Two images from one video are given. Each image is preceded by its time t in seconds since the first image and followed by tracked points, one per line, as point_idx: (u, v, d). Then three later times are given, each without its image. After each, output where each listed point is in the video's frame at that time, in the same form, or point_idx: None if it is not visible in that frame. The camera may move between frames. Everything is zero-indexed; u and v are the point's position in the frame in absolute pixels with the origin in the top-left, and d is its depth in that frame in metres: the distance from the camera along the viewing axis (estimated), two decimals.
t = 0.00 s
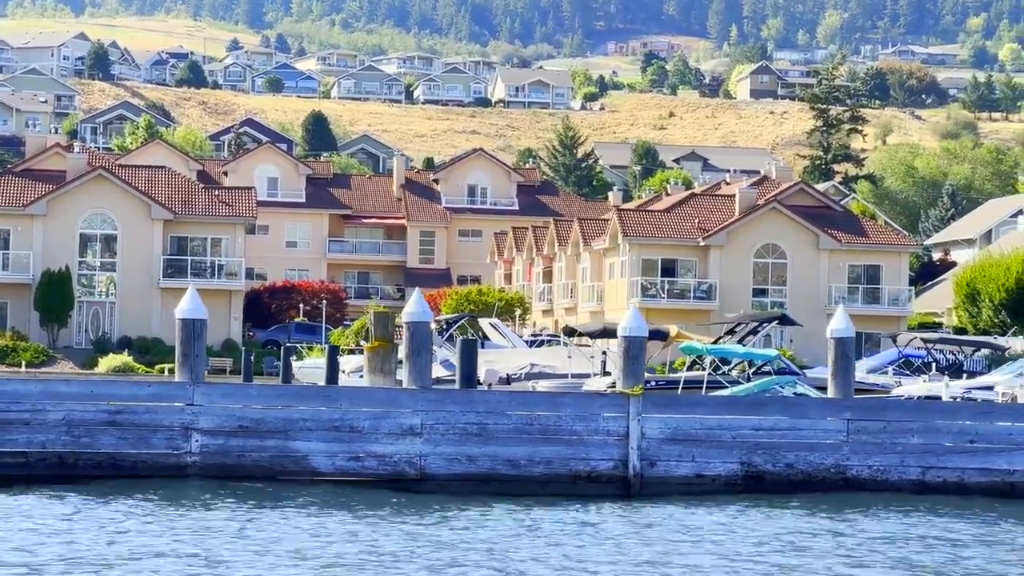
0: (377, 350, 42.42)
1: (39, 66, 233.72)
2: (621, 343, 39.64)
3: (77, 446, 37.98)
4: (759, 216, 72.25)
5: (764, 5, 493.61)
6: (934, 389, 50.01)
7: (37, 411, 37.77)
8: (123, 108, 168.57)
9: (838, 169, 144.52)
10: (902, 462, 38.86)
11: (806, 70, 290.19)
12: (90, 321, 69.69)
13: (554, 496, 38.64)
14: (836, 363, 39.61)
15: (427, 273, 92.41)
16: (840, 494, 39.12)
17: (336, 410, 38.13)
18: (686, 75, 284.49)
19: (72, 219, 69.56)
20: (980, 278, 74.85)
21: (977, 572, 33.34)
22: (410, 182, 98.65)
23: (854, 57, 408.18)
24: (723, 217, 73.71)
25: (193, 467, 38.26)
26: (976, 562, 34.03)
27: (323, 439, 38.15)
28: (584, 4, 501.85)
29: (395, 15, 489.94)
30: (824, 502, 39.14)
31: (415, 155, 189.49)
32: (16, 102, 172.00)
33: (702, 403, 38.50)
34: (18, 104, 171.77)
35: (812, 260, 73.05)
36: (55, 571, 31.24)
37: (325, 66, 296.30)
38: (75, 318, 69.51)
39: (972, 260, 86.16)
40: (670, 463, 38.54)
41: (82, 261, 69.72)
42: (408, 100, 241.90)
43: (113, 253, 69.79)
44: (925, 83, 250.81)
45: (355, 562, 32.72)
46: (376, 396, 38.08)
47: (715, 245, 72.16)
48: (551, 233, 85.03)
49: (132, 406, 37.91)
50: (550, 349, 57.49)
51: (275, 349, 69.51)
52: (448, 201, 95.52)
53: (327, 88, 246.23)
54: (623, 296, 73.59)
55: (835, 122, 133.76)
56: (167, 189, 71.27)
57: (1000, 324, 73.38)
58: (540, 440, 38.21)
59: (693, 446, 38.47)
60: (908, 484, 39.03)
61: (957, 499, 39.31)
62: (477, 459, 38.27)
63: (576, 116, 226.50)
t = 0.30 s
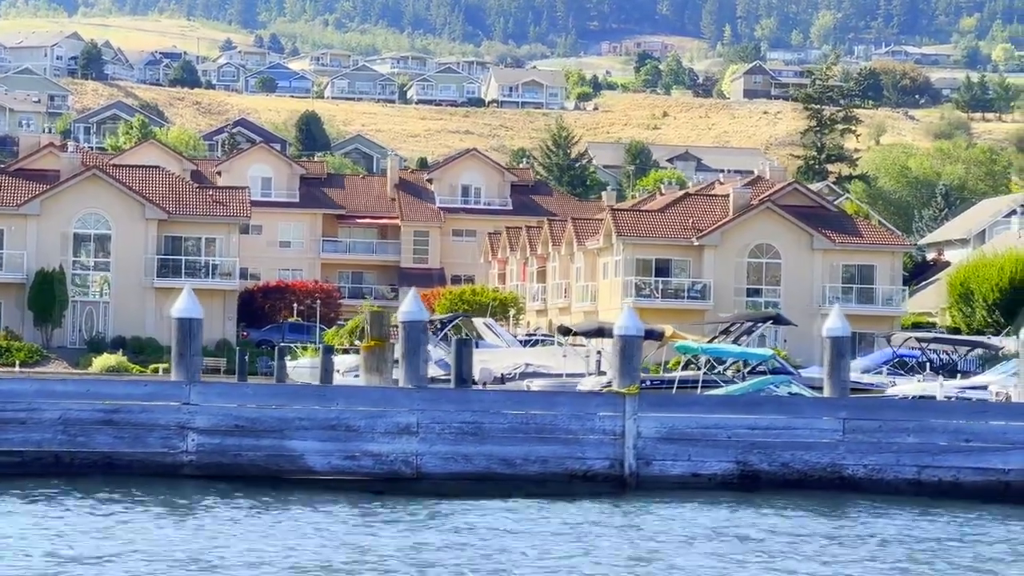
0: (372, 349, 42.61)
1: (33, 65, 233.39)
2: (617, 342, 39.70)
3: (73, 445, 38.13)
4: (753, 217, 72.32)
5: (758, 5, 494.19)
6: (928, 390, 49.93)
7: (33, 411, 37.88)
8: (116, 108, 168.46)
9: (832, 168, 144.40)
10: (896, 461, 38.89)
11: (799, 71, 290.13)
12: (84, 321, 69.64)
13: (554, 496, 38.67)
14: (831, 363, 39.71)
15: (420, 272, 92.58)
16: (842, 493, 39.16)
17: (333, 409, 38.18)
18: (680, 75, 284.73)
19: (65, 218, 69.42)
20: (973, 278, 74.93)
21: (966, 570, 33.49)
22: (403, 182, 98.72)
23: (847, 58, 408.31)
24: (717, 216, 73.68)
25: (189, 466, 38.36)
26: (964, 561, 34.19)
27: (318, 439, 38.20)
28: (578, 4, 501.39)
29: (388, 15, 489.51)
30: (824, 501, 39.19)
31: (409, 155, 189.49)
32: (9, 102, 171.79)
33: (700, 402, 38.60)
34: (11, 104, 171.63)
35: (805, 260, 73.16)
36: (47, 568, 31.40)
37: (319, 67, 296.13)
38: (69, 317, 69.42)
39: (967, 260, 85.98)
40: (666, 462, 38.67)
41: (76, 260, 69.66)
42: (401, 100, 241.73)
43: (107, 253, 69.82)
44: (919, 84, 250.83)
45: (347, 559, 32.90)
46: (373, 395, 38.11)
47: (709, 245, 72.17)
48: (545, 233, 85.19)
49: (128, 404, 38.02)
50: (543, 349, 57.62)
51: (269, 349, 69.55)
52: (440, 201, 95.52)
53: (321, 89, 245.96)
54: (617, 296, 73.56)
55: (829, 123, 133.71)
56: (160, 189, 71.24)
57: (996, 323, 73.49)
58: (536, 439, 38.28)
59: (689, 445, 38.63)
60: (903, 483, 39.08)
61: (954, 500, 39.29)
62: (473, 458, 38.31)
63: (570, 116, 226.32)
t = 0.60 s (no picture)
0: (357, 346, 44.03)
1: (9, 63, 232.82)
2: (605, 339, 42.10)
3: (58, 443, 40.63)
4: (731, 216, 72.42)
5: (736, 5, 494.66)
6: (908, 387, 50.66)
7: (18, 408, 40.43)
8: (94, 106, 168.45)
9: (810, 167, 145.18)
10: (880, 458, 41.03)
11: (777, 70, 290.64)
12: (63, 320, 69.34)
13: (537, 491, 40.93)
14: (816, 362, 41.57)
15: (402, 273, 92.69)
16: (819, 491, 41.30)
17: (318, 407, 40.75)
18: (658, 75, 285.17)
19: (44, 217, 69.24)
20: (952, 278, 75.01)
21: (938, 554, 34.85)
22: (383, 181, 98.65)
23: (825, 57, 409.02)
24: (696, 215, 73.81)
25: (173, 463, 40.86)
26: (936, 546, 35.59)
27: (304, 436, 40.80)
28: (555, 4, 500.74)
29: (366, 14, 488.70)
30: (799, 498, 41.33)
31: (387, 154, 189.87)
32: None
33: (686, 401, 40.79)
34: None
35: (784, 259, 73.21)
36: (54, 551, 32.61)
37: (296, 66, 295.98)
38: (47, 316, 69.10)
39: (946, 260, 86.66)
40: (651, 459, 40.91)
41: (54, 258, 69.38)
42: (379, 99, 241.73)
43: (85, 252, 69.60)
44: (896, 83, 251.51)
45: (342, 543, 34.18)
46: (357, 394, 40.67)
47: (688, 244, 72.29)
48: (523, 233, 85.41)
49: (113, 403, 40.56)
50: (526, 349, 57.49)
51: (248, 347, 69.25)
52: (419, 199, 95.76)
53: (298, 87, 245.77)
54: (597, 296, 73.52)
55: (808, 122, 134.35)
56: (139, 187, 71.04)
57: (973, 322, 73.43)
58: (520, 436, 40.76)
59: (674, 442, 40.81)
60: (886, 479, 41.18)
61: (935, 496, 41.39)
62: (458, 454, 40.88)
63: (548, 115, 226.48)
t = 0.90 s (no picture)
0: (346, 346, 42.74)
1: None
2: (592, 339, 40.91)
3: (47, 442, 39.06)
4: (720, 215, 72.49)
5: (723, 5, 495.02)
6: (898, 386, 50.46)
7: (7, 407, 38.89)
8: (81, 106, 167.81)
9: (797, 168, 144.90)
10: (869, 458, 40.04)
11: (764, 70, 290.68)
12: (50, 320, 69.40)
13: (525, 492, 39.76)
14: (804, 359, 40.95)
15: (388, 271, 92.56)
16: (810, 491, 40.23)
17: (308, 406, 39.43)
18: (645, 75, 285.15)
19: (32, 216, 68.98)
20: (940, 277, 75.10)
21: (950, 561, 34.17)
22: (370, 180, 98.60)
23: (812, 56, 409.58)
24: (684, 214, 73.87)
25: (163, 463, 39.43)
26: (947, 551, 34.89)
27: (293, 436, 39.44)
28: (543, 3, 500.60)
29: (353, 14, 488.59)
30: (791, 499, 40.23)
31: (375, 154, 189.42)
32: None
33: (673, 399, 39.55)
34: None
35: (772, 258, 73.27)
36: (47, 561, 31.66)
37: (282, 65, 295.54)
38: (35, 316, 69.14)
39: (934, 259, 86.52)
40: (639, 459, 39.66)
41: (42, 258, 69.25)
42: (367, 99, 241.45)
43: (73, 251, 69.44)
44: (884, 83, 251.66)
45: (343, 551, 33.35)
46: (345, 393, 39.35)
47: (676, 244, 72.27)
48: (511, 231, 85.20)
49: (102, 402, 39.08)
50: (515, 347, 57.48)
51: (237, 347, 69.30)
52: (407, 199, 95.72)
53: (286, 87, 245.27)
54: (585, 296, 73.57)
55: (796, 121, 134.02)
56: (127, 186, 70.89)
57: (961, 322, 73.45)
58: (510, 436, 39.49)
59: (662, 442, 39.57)
60: (875, 479, 40.19)
61: (924, 495, 40.45)
62: (447, 454, 39.57)
63: (536, 115, 226.23)
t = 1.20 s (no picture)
0: (337, 346, 42.61)
1: None
2: (581, 339, 40.85)
3: (37, 442, 39.05)
4: (709, 215, 72.52)
5: (711, 5, 495.23)
6: (887, 386, 50.55)
7: None
8: (69, 105, 167.61)
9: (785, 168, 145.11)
10: (858, 458, 40.08)
11: (752, 70, 290.98)
12: (38, 320, 69.36)
13: (514, 491, 39.77)
14: (794, 359, 40.96)
15: (376, 271, 92.55)
16: (799, 490, 40.28)
17: (298, 406, 39.41)
18: (633, 74, 285.33)
19: (19, 216, 68.87)
20: (927, 277, 75.23)
21: (939, 560, 34.25)
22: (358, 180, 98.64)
23: (800, 57, 410.12)
24: (673, 213, 73.90)
25: (152, 462, 39.44)
26: (936, 551, 35.00)
27: (283, 435, 39.42)
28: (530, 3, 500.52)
29: (341, 13, 488.54)
30: (780, 498, 40.28)
31: (364, 154, 189.40)
32: None
33: (663, 400, 39.52)
34: None
35: (760, 258, 73.31)
36: (38, 561, 31.66)
37: (270, 65, 295.33)
38: (23, 316, 69.11)
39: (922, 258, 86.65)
40: (628, 459, 39.68)
41: (30, 258, 69.19)
42: (355, 98, 241.34)
43: (60, 251, 69.39)
44: (871, 83, 251.99)
45: (334, 550, 33.36)
46: (336, 392, 39.29)
47: (665, 243, 72.31)
48: (500, 232, 85.15)
49: (92, 402, 39.03)
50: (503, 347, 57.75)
51: (225, 347, 69.24)
52: (395, 199, 95.72)
53: (274, 86, 245.01)
54: (572, 296, 73.61)
55: (784, 121, 134.18)
56: (116, 185, 70.74)
57: (948, 322, 73.62)
58: (500, 435, 39.47)
59: (652, 442, 39.57)
60: (864, 479, 40.25)
61: (912, 494, 40.50)
62: (437, 454, 39.55)
63: (524, 115, 226.23)
